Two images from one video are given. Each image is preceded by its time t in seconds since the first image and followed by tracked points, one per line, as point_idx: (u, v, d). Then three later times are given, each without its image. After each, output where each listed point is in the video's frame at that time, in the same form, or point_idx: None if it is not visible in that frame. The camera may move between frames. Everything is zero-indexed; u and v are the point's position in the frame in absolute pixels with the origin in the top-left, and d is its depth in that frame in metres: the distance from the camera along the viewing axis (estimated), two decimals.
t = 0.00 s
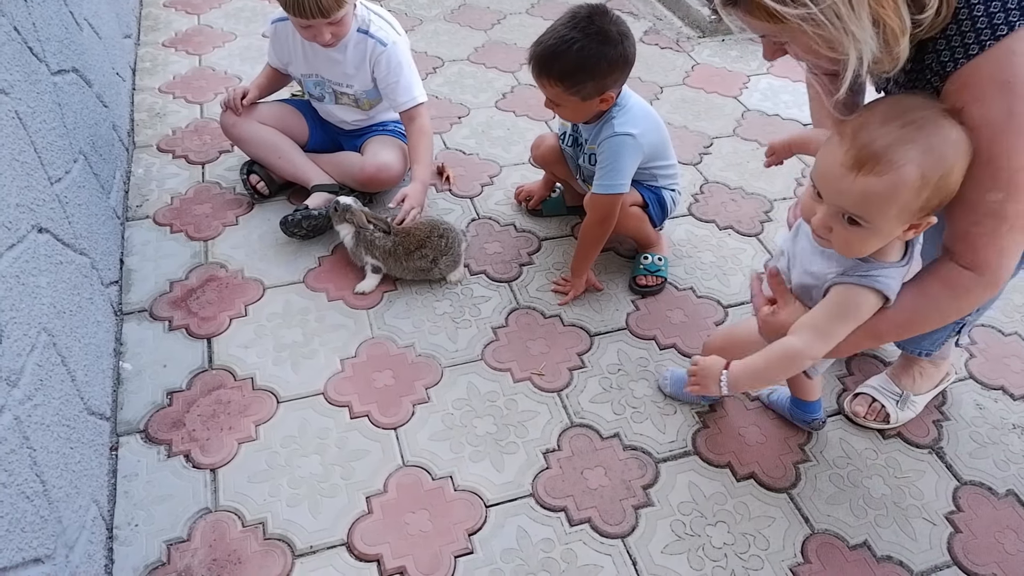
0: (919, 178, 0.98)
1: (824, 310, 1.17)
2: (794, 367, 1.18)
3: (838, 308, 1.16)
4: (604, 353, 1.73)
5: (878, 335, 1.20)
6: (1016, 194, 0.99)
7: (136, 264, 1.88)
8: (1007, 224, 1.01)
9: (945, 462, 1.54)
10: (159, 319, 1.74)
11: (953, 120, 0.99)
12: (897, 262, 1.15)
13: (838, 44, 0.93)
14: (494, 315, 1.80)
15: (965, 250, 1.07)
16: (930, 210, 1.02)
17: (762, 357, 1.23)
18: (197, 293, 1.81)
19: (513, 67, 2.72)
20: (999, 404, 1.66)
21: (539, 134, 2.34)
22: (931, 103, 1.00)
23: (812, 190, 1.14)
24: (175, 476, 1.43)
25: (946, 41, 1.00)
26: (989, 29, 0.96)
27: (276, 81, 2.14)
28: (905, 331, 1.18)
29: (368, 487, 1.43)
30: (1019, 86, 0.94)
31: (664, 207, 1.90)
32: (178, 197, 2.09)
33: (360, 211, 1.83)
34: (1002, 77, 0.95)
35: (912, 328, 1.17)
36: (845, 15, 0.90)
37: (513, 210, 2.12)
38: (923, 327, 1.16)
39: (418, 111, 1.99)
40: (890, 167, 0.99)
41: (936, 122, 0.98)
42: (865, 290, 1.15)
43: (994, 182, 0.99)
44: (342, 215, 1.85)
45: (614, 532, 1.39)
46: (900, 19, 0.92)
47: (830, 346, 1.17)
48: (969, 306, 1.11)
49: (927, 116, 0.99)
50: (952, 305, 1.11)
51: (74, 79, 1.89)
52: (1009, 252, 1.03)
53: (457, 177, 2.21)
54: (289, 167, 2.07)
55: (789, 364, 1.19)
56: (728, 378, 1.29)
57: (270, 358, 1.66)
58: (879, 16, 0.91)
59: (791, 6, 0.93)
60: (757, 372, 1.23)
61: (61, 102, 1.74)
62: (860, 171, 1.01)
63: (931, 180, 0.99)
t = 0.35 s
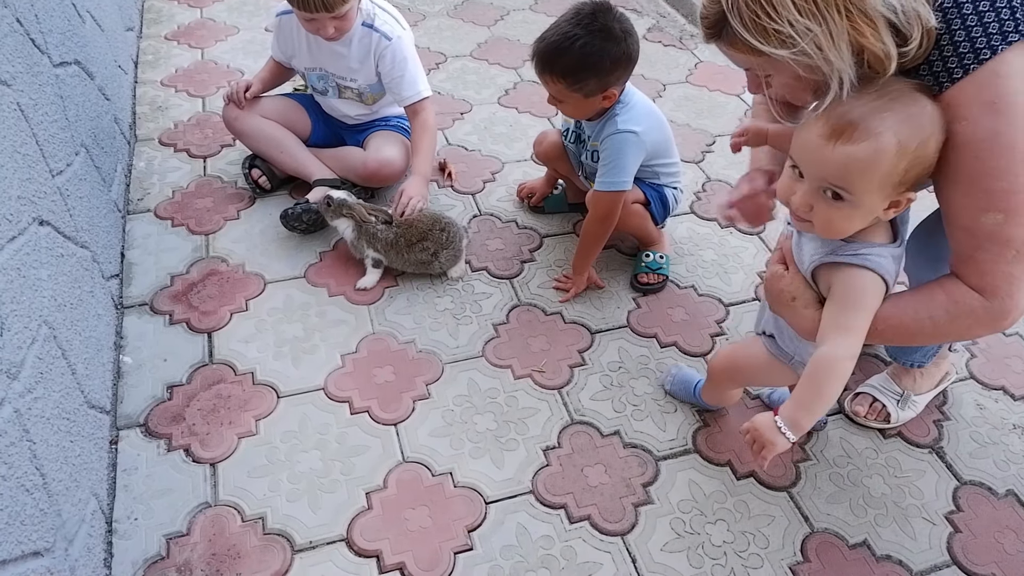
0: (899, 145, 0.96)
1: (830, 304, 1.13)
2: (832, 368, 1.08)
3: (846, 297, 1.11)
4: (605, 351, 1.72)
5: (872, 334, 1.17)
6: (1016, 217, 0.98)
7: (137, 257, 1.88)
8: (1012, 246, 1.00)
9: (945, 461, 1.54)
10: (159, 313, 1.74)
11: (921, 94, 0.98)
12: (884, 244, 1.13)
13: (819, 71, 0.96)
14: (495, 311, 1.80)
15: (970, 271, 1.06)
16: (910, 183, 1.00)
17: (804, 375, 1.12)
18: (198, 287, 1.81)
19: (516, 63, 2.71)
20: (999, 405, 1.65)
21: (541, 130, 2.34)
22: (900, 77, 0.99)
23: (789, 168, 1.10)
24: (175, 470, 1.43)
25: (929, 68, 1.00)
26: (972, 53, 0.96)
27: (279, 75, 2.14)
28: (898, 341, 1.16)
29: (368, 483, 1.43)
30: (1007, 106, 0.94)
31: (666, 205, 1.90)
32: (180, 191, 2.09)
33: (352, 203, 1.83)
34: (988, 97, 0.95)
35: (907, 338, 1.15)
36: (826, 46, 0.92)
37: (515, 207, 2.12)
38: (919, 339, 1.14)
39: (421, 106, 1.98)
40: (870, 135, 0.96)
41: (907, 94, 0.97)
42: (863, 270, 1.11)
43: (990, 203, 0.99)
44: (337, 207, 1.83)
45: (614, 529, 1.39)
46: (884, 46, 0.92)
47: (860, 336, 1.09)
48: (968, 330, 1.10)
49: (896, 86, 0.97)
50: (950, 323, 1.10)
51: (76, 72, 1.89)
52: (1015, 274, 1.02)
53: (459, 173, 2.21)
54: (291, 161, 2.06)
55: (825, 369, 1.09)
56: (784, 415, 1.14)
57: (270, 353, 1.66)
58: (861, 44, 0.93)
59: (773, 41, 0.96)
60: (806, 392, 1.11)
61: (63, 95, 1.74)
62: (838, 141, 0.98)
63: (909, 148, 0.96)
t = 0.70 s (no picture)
0: (908, 160, 0.95)
1: (805, 299, 1.15)
2: (773, 354, 1.18)
3: (822, 299, 1.12)
4: (605, 349, 1.73)
5: (856, 332, 1.18)
6: (1005, 222, 0.97)
7: (137, 255, 1.88)
8: (1000, 252, 0.99)
9: (944, 459, 1.54)
10: (160, 311, 1.74)
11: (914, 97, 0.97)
12: (870, 245, 1.13)
13: (801, 95, 0.94)
14: (495, 309, 1.80)
15: (958, 277, 1.05)
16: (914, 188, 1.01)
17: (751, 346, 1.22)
18: (198, 285, 1.81)
19: (516, 61, 2.71)
20: (999, 402, 1.66)
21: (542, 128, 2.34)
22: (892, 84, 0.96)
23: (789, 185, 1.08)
24: (175, 468, 1.43)
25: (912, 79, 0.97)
26: (953, 63, 0.93)
27: (280, 73, 2.13)
28: (885, 340, 1.16)
29: (368, 480, 1.43)
30: (988, 111, 0.93)
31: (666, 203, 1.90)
32: (180, 189, 2.09)
33: (348, 203, 1.81)
34: (971, 102, 0.93)
35: (893, 339, 1.15)
36: (804, 70, 0.91)
37: (515, 205, 2.11)
38: (904, 340, 1.14)
39: (421, 104, 1.98)
40: (882, 154, 0.94)
41: (905, 101, 0.95)
42: (847, 274, 1.11)
43: (976, 208, 0.98)
44: (333, 207, 1.81)
45: (614, 527, 1.39)
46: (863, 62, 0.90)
47: (816, 335, 1.14)
48: (957, 336, 1.08)
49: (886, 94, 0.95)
50: (935, 326, 1.09)
51: (76, 69, 1.89)
52: (1007, 282, 1.01)
53: (459, 171, 2.21)
54: (291, 159, 2.06)
55: (767, 351, 1.18)
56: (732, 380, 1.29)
57: (271, 351, 1.66)
58: (839, 61, 0.90)
59: (750, 71, 0.95)
60: (743, 363, 1.24)
61: (63, 92, 1.73)
62: (846, 165, 0.96)
63: (919, 159, 0.96)
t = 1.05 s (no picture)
0: (825, 166, 0.98)
1: (821, 304, 1.13)
2: (822, 371, 1.15)
3: (835, 300, 1.12)
4: (605, 348, 1.73)
5: (871, 330, 1.17)
6: (1012, 214, 0.97)
7: (136, 256, 1.88)
8: (1009, 246, 0.99)
9: (943, 456, 1.54)
10: (159, 312, 1.74)
11: (892, 109, 0.95)
12: (879, 242, 1.11)
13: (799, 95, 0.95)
14: (494, 309, 1.80)
15: (968, 270, 1.05)
16: (856, 201, 1.00)
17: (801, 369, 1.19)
18: (198, 286, 1.81)
19: (514, 62, 2.72)
20: (997, 399, 1.66)
21: (540, 128, 2.34)
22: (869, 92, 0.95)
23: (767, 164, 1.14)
24: (175, 468, 1.43)
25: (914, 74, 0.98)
26: (946, 58, 0.96)
27: (281, 73, 2.13)
28: (899, 335, 1.16)
29: (368, 480, 1.43)
30: (985, 103, 0.93)
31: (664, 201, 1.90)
32: (179, 190, 2.09)
33: (341, 222, 1.84)
34: (967, 96, 0.94)
35: (905, 333, 1.15)
36: (799, 74, 0.91)
37: (513, 205, 2.12)
38: (916, 335, 1.15)
39: (419, 104, 1.98)
40: (796, 153, 1.00)
41: (858, 112, 0.95)
42: (852, 272, 1.10)
43: (982, 202, 0.97)
44: (330, 233, 1.85)
45: (614, 526, 1.39)
46: (858, 66, 0.90)
47: (847, 339, 1.12)
48: (968, 330, 1.10)
49: (859, 96, 0.94)
50: (947, 321, 1.10)
51: (75, 71, 1.89)
52: (1016, 276, 1.01)
53: (458, 171, 2.21)
54: (291, 159, 2.06)
55: (817, 371, 1.15)
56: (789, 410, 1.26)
57: (270, 352, 1.66)
58: (833, 64, 0.91)
59: (745, 80, 0.94)
60: (803, 392, 1.20)
61: (62, 94, 1.74)
62: (774, 154, 1.03)
63: (838, 170, 0.98)
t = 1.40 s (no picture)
0: (800, 159, 1.01)
1: (816, 304, 1.16)
2: (818, 369, 1.19)
3: (826, 301, 1.14)
4: (605, 353, 1.73)
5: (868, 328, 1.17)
6: (1005, 210, 0.96)
7: (138, 260, 1.88)
8: (1004, 242, 0.98)
9: (943, 461, 1.54)
10: (160, 315, 1.75)
11: (866, 102, 0.96)
12: (868, 243, 1.12)
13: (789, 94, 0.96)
14: (495, 313, 1.81)
15: (963, 268, 1.05)
16: (834, 194, 1.02)
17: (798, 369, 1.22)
18: (199, 290, 1.81)
19: (514, 67, 2.73)
20: (997, 404, 1.66)
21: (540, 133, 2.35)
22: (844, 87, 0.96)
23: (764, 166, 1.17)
24: (176, 472, 1.43)
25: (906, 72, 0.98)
26: (934, 56, 0.96)
27: (282, 78, 2.14)
28: (898, 333, 1.15)
29: (368, 484, 1.43)
30: (973, 101, 0.94)
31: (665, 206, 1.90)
32: (180, 194, 2.10)
33: (343, 226, 1.85)
34: (955, 95, 0.95)
35: (903, 331, 1.14)
36: (789, 75, 0.93)
37: (514, 209, 2.12)
38: (914, 333, 1.14)
39: (418, 109, 1.98)
40: (774, 146, 1.03)
41: (834, 104, 0.97)
42: (839, 273, 1.12)
43: (973, 200, 0.98)
44: (332, 237, 1.86)
45: (614, 530, 1.39)
46: (849, 66, 0.92)
47: (842, 338, 1.15)
48: (968, 327, 1.09)
49: (840, 90, 0.96)
50: (945, 319, 1.09)
51: (78, 76, 1.90)
52: (1012, 271, 1.00)
53: (458, 176, 2.21)
54: (292, 164, 2.07)
55: (813, 370, 1.19)
56: (792, 407, 1.29)
57: (271, 355, 1.67)
58: (823, 64, 0.92)
59: (735, 82, 0.95)
60: (801, 390, 1.24)
61: (65, 99, 1.75)
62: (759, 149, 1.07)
63: (812, 161, 1.00)
